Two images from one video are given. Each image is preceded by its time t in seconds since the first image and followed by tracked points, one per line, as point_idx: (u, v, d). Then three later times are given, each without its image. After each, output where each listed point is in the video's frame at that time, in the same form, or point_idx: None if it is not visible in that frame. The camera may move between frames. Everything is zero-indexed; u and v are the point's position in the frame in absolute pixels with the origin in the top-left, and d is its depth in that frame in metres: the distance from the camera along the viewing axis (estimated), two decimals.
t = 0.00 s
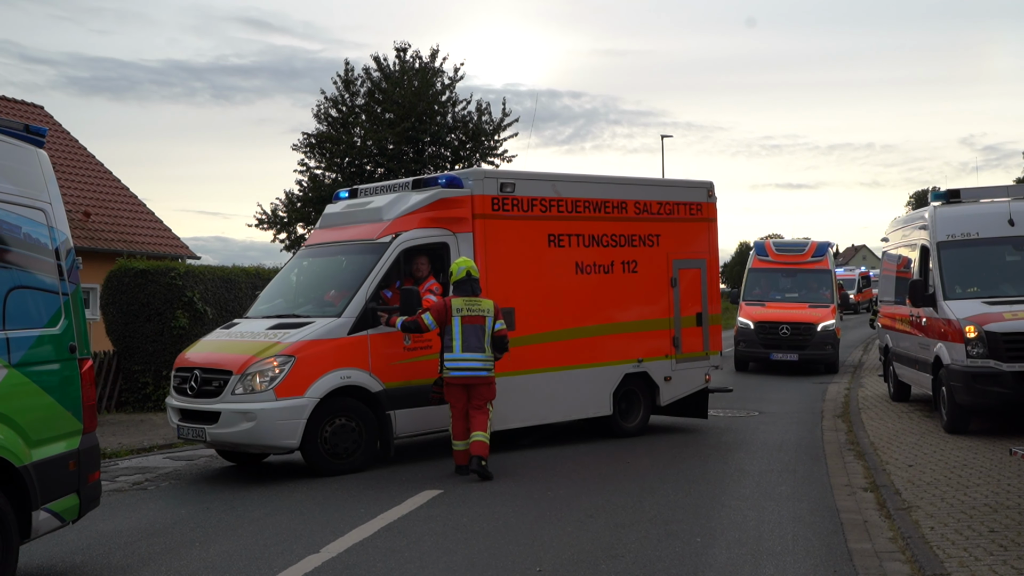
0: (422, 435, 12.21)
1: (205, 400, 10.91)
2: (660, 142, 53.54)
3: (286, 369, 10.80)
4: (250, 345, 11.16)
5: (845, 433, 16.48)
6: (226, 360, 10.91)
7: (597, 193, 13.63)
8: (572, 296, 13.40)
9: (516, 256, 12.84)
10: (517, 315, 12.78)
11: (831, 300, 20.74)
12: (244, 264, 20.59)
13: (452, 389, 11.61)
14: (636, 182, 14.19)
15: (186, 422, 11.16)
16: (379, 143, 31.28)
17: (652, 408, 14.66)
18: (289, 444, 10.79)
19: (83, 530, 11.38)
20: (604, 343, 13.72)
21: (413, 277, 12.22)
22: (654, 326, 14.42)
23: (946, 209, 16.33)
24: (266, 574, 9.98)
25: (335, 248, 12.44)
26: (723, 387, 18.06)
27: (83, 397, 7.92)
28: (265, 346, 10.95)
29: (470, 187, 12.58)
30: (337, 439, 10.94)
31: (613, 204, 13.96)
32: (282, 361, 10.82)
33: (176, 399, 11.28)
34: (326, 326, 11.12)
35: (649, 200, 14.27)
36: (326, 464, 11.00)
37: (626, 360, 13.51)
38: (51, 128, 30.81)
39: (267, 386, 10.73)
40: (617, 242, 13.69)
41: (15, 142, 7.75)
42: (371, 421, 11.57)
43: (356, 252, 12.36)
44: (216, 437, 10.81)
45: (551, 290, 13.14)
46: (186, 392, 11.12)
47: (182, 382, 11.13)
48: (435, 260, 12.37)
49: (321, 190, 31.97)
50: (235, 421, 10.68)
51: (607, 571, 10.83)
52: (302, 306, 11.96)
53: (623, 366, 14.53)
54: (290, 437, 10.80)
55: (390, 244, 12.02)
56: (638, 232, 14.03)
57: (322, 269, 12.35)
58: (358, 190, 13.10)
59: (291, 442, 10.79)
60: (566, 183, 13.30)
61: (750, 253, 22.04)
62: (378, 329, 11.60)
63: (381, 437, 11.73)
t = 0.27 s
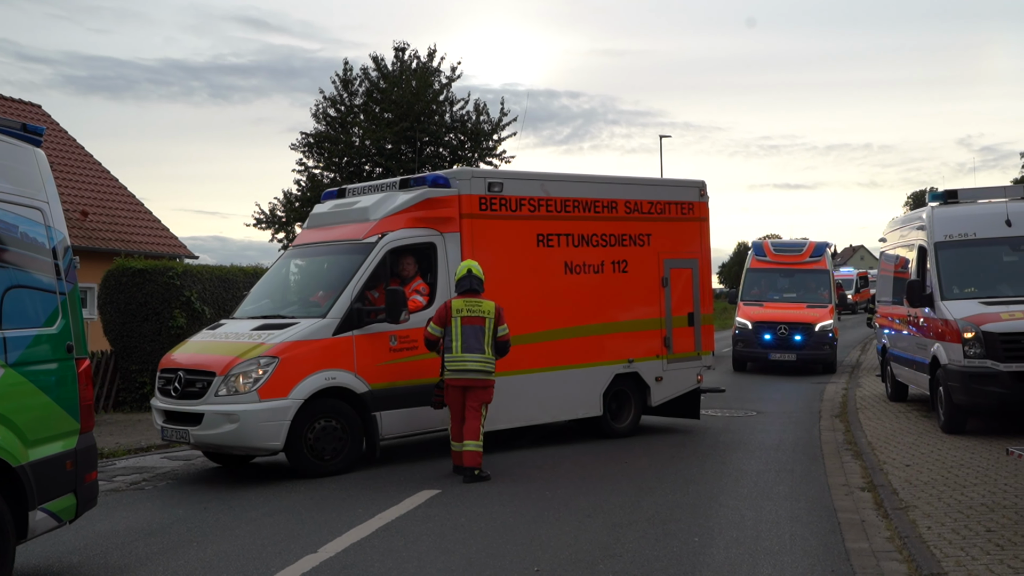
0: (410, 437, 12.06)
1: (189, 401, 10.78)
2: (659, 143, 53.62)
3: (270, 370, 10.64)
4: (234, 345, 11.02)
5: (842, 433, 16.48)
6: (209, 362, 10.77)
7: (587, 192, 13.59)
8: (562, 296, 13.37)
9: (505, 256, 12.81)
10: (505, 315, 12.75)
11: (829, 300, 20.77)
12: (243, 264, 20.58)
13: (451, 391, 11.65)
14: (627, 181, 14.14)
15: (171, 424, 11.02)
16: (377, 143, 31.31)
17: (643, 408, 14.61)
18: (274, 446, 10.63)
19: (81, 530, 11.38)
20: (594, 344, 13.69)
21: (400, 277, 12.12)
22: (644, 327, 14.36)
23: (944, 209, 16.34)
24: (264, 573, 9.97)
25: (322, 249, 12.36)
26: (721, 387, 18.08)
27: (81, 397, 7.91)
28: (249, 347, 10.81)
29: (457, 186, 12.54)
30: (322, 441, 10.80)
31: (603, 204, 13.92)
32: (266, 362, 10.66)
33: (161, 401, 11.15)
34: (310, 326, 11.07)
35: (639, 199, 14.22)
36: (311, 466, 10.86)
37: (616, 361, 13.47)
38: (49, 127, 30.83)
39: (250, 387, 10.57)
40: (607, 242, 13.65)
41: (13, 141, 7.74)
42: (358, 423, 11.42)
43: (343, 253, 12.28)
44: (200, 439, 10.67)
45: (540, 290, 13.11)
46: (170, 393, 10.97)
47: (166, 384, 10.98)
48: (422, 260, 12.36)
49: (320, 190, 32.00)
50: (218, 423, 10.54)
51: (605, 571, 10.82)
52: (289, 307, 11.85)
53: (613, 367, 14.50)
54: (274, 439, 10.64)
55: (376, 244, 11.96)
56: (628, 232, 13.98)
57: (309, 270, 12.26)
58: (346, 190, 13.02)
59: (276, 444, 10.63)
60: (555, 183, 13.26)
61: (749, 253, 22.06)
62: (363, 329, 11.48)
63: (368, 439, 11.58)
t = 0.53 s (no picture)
0: (378, 435, 12.00)
1: (150, 400, 10.68)
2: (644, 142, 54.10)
3: (232, 368, 10.55)
4: (196, 343, 10.91)
5: (822, 429, 16.55)
6: (171, 360, 10.67)
7: (556, 188, 13.58)
8: (532, 293, 13.38)
9: (474, 252, 12.79)
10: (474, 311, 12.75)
11: (808, 297, 20.86)
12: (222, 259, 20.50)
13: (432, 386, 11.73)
14: (598, 176, 14.13)
15: (133, 423, 10.92)
16: (358, 138, 31.28)
17: (615, 405, 14.61)
18: (236, 445, 10.54)
19: (57, 528, 11.31)
20: (565, 340, 13.70)
21: (367, 273, 12.04)
22: (617, 323, 14.37)
23: (923, 206, 16.42)
24: (243, 571, 9.95)
25: (288, 244, 12.26)
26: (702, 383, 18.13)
27: (58, 393, 7.85)
28: (211, 345, 10.70)
29: (424, 182, 12.49)
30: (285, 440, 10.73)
31: (574, 199, 13.91)
32: (228, 360, 10.56)
33: (122, 399, 11.05)
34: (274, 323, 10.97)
35: (610, 195, 14.23)
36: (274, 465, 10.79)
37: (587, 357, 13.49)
38: (26, 121, 30.55)
39: (212, 385, 10.48)
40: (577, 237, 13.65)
41: None
42: (323, 421, 11.35)
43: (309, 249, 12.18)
44: (161, 438, 10.58)
45: (508, 287, 13.10)
46: (131, 392, 10.87)
47: (127, 382, 10.87)
48: (389, 256, 12.26)
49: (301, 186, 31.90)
50: (179, 422, 10.44)
51: (584, 567, 10.86)
52: (253, 303, 11.74)
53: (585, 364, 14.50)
54: (236, 437, 10.55)
55: (342, 241, 11.84)
56: (599, 227, 13.99)
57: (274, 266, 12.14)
58: (313, 186, 12.91)
59: (238, 442, 10.54)
60: (524, 178, 13.25)
61: (729, 250, 22.13)
62: (327, 326, 11.38)
63: (333, 437, 11.52)
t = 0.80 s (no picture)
0: (319, 432, 11.96)
1: (82, 399, 10.56)
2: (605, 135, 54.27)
3: (166, 366, 10.44)
4: (130, 340, 10.81)
5: (779, 422, 16.72)
6: (103, 358, 10.56)
7: (503, 182, 13.59)
8: (478, 288, 13.39)
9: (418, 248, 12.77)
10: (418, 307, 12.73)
11: (767, 291, 21.06)
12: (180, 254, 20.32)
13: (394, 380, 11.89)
14: (546, 169, 14.15)
15: (65, 422, 10.80)
16: (318, 133, 31.06)
17: (565, 400, 14.68)
18: (171, 443, 10.44)
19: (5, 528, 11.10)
20: (512, 335, 13.73)
21: (307, 269, 11.96)
22: (565, 317, 14.43)
23: (879, 202, 16.60)
24: (200, 569, 9.85)
25: (227, 240, 12.14)
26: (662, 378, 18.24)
27: (8, 390, 7.71)
28: (144, 342, 10.60)
29: (366, 176, 12.43)
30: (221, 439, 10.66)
31: (521, 193, 13.92)
32: (162, 358, 10.46)
33: (55, 398, 10.92)
34: (210, 320, 10.88)
35: (559, 188, 14.26)
36: (211, 464, 10.72)
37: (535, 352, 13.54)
38: None
39: (145, 383, 10.38)
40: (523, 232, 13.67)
41: None
42: (261, 419, 11.29)
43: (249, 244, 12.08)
44: (93, 437, 10.46)
45: (454, 282, 13.11)
46: (63, 391, 10.75)
47: (59, 381, 10.74)
48: (331, 251, 12.18)
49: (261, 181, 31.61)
50: (111, 421, 10.33)
51: (543, 560, 10.90)
52: (191, 300, 11.63)
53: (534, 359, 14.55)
54: (171, 436, 10.45)
55: (281, 236, 11.78)
56: (546, 221, 14.02)
57: (212, 261, 12.01)
58: (254, 180, 12.80)
59: (173, 441, 10.44)
60: (470, 172, 13.23)
61: (689, 245, 22.27)
62: (266, 322, 11.32)
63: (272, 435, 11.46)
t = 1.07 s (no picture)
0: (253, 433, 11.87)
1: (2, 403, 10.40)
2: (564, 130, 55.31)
3: (88, 369, 10.30)
4: (53, 342, 10.66)
5: (733, 414, 16.85)
6: (23, 361, 10.41)
7: (442, 176, 13.53)
8: (417, 283, 13.35)
9: (354, 244, 12.67)
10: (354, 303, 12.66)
11: (721, 285, 21.26)
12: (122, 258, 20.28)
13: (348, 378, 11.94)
14: (486, 163, 14.12)
15: None
16: (270, 129, 30.70)
17: (507, 396, 14.71)
18: (94, 447, 10.30)
19: None
20: (452, 330, 13.72)
21: (237, 267, 11.85)
22: (507, 312, 14.45)
23: (829, 195, 16.76)
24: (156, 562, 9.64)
25: (155, 237, 11.96)
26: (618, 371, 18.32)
27: None
28: (66, 344, 10.45)
29: (299, 171, 12.29)
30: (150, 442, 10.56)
31: (461, 187, 13.87)
32: (84, 360, 10.31)
33: None
34: (134, 320, 10.74)
35: (499, 182, 14.26)
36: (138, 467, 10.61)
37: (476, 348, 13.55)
38: None
39: (67, 386, 10.23)
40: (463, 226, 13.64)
41: None
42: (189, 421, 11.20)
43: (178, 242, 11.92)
44: (14, 442, 10.31)
45: (391, 278, 13.06)
46: None
47: None
48: (262, 249, 12.05)
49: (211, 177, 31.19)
50: (31, 425, 10.18)
51: (499, 555, 10.89)
52: (117, 299, 11.46)
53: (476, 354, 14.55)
54: (94, 440, 10.31)
55: (210, 233, 11.64)
56: (486, 216, 14.01)
57: (140, 260, 11.84)
58: (185, 176, 12.62)
59: (96, 445, 10.31)
60: (406, 166, 13.14)
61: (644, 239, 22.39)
62: (194, 322, 11.22)
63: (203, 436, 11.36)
